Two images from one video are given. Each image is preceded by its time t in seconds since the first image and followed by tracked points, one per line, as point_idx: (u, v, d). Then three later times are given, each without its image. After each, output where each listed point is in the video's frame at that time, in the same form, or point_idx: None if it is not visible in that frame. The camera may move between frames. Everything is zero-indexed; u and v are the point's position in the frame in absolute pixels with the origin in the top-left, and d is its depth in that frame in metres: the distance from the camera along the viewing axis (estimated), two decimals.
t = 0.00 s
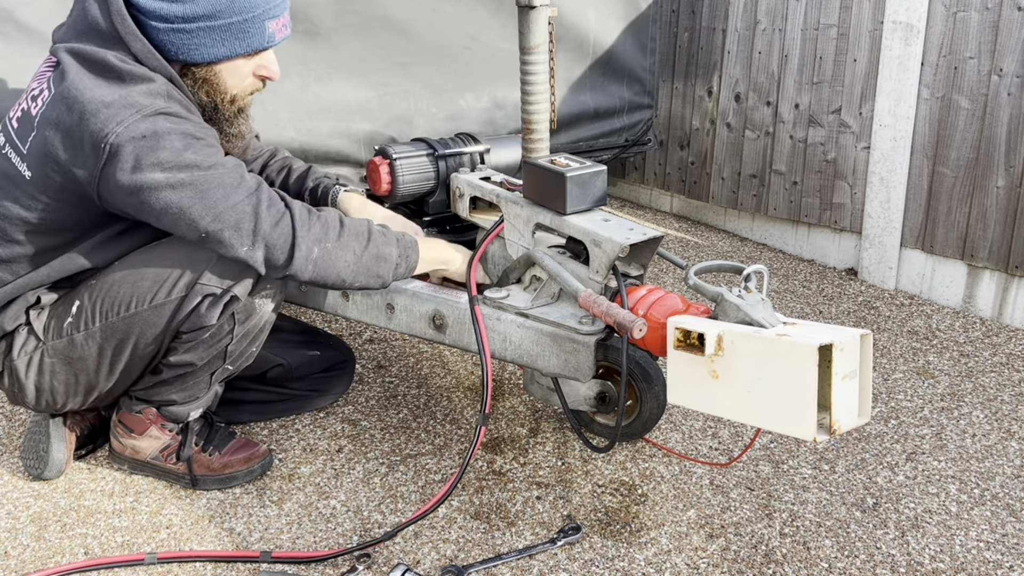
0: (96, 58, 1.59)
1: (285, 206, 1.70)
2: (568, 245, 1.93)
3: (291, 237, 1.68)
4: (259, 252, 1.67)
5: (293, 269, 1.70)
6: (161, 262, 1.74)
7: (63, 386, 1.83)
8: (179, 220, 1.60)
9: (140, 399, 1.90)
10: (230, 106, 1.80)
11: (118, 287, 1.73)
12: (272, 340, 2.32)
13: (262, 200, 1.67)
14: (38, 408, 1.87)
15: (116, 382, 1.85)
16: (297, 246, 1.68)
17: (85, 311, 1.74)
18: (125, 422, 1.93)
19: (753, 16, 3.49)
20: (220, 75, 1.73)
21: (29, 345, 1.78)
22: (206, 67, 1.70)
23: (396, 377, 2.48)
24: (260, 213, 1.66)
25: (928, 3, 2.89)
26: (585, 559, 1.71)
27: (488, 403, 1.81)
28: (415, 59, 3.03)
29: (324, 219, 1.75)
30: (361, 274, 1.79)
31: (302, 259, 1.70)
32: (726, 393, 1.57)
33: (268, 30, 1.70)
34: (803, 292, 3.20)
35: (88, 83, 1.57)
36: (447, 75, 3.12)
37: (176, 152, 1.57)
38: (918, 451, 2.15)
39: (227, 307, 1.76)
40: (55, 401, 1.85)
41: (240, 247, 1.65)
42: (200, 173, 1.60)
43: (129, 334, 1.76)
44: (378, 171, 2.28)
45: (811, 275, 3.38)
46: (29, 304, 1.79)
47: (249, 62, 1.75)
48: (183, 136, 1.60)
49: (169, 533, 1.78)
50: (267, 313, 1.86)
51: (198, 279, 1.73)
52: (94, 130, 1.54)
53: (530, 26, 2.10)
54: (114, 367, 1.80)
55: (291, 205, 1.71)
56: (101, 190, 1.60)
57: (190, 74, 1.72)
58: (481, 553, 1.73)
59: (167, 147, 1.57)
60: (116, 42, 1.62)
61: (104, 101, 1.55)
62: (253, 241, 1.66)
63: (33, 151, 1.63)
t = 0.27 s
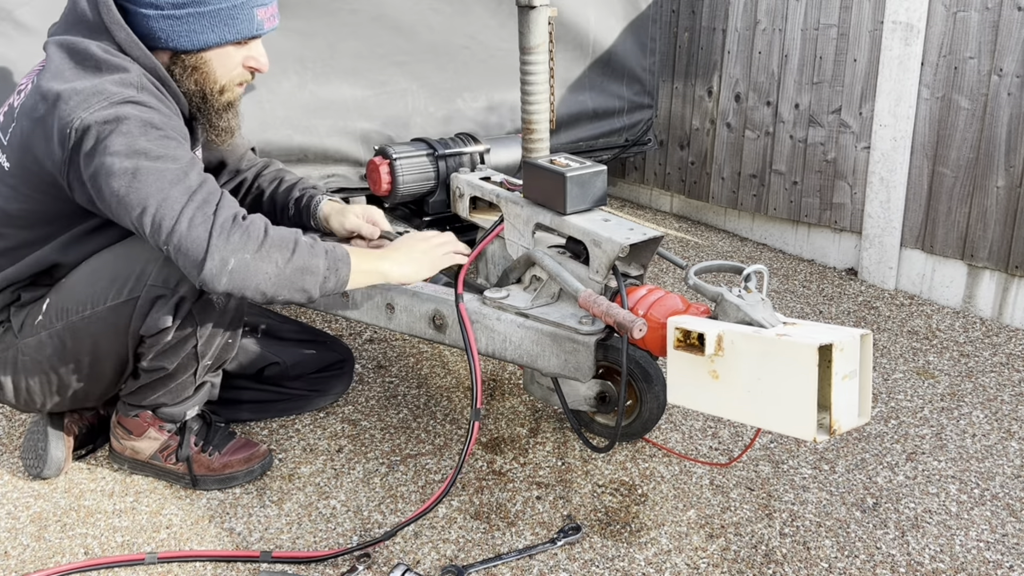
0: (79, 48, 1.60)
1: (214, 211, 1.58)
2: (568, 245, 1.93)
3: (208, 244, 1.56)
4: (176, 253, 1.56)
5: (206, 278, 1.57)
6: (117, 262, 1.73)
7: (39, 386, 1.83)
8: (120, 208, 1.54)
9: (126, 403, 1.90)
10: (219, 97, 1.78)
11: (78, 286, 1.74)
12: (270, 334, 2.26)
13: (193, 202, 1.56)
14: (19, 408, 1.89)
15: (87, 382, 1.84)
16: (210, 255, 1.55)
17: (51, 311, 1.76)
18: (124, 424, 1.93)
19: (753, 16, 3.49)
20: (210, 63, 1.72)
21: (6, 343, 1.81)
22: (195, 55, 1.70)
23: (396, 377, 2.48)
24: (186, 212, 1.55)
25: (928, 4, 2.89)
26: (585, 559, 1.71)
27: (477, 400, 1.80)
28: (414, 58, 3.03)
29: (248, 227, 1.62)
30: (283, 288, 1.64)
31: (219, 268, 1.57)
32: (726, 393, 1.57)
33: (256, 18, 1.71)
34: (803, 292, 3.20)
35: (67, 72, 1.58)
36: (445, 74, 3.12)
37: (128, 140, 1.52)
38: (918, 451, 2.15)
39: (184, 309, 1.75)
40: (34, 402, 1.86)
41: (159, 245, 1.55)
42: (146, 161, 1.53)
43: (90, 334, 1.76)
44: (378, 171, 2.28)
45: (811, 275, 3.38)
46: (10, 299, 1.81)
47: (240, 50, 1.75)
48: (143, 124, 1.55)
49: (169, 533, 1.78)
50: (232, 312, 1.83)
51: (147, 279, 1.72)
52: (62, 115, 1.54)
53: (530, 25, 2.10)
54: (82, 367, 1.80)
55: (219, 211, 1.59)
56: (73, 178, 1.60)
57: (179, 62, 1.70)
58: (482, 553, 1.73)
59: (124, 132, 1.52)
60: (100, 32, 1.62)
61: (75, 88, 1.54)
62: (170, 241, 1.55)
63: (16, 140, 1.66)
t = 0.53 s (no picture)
0: (65, 43, 1.59)
1: (233, 194, 1.59)
2: (567, 245, 1.93)
3: (232, 226, 1.57)
4: (201, 238, 1.58)
5: (235, 259, 1.58)
6: (126, 249, 1.73)
7: (44, 378, 1.82)
8: (127, 203, 1.56)
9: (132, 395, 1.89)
10: (211, 90, 1.78)
11: (86, 275, 1.73)
12: (272, 335, 2.33)
13: (208, 185, 1.57)
14: (24, 403, 1.88)
15: (96, 375, 1.85)
16: (235, 236, 1.56)
17: (58, 301, 1.74)
18: (125, 422, 1.92)
19: (753, 16, 3.49)
20: (200, 54, 1.72)
21: (11, 337, 1.79)
22: (185, 46, 1.70)
23: (396, 377, 2.48)
24: (205, 197, 1.56)
25: (928, 4, 2.89)
26: (585, 559, 1.71)
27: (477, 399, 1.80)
28: (413, 57, 3.03)
29: (271, 209, 1.62)
30: (311, 266, 1.64)
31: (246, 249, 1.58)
32: (726, 393, 1.57)
33: (245, 7, 1.70)
34: (803, 292, 3.20)
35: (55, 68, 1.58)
36: (445, 74, 3.12)
37: (125, 135, 1.53)
38: (917, 451, 2.15)
39: (197, 291, 1.74)
40: (39, 395, 1.85)
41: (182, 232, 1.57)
42: (147, 156, 1.54)
43: (101, 321, 1.75)
44: (378, 171, 2.28)
45: (811, 275, 3.38)
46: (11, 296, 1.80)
47: (230, 41, 1.75)
48: (135, 119, 1.55)
49: (169, 533, 1.78)
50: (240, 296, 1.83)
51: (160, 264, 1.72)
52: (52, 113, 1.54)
53: (530, 26, 2.11)
54: (91, 355, 1.80)
55: (239, 192, 1.59)
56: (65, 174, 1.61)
57: (169, 54, 1.71)
58: (482, 553, 1.73)
59: (118, 129, 1.53)
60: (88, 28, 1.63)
61: (63, 85, 1.55)
62: (194, 228, 1.57)
63: (10, 138, 1.67)
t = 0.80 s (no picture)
0: (64, 39, 1.60)
1: (224, 188, 1.58)
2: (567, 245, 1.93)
3: (221, 220, 1.56)
4: (190, 233, 1.56)
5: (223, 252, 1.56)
6: (122, 244, 1.73)
7: (42, 376, 1.82)
8: (121, 195, 1.55)
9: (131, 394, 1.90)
10: (208, 87, 1.78)
11: (82, 271, 1.73)
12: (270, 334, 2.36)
13: (200, 180, 1.56)
14: (20, 402, 1.88)
15: (94, 372, 1.84)
16: (224, 230, 1.55)
17: (55, 296, 1.74)
18: (124, 422, 1.92)
19: (753, 16, 3.49)
20: (198, 52, 1.73)
21: (7, 336, 1.79)
22: (183, 43, 1.70)
23: (396, 377, 2.48)
24: (195, 189, 1.55)
25: (928, 4, 2.89)
26: (585, 559, 1.71)
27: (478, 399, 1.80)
28: (413, 57, 3.03)
29: (262, 204, 1.61)
30: (298, 264, 1.62)
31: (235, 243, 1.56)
32: (726, 393, 1.57)
33: (245, 7, 1.70)
34: (803, 292, 3.20)
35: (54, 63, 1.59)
36: (445, 74, 3.12)
37: (123, 127, 1.52)
38: (917, 451, 2.15)
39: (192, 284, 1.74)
40: (35, 395, 1.85)
41: (174, 226, 1.56)
42: (144, 147, 1.53)
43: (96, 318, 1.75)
44: (378, 171, 2.27)
45: (811, 275, 3.38)
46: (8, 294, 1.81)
47: (229, 40, 1.76)
48: (133, 111, 1.55)
49: (169, 533, 1.78)
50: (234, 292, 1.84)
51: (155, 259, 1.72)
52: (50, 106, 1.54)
53: (530, 26, 2.11)
54: (88, 351, 1.79)
55: (231, 187, 1.58)
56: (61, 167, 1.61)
57: (168, 50, 1.71)
58: (482, 553, 1.73)
59: (116, 120, 1.52)
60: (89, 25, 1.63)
61: (62, 78, 1.55)
62: (183, 221, 1.55)
63: (8, 132, 1.67)
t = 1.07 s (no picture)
0: (64, 36, 1.62)
1: (187, 188, 1.55)
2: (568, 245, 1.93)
3: (188, 224, 1.54)
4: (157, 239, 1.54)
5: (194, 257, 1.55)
6: (109, 252, 1.73)
7: (31, 380, 1.82)
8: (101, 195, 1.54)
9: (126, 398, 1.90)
10: (212, 88, 1.77)
11: (69, 277, 1.73)
12: (268, 334, 2.30)
13: (166, 184, 1.53)
14: (12, 404, 1.88)
15: (81, 377, 1.83)
16: (191, 233, 1.53)
17: (42, 303, 1.74)
18: (123, 423, 1.93)
19: (753, 16, 3.48)
20: (204, 51, 1.72)
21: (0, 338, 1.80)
22: (190, 41, 1.70)
23: (396, 377, 2.48)
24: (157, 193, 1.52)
25: (928, 4, 2.89)
26: (585, 559, 1.71)
27: (478, 399, 1.80)
28: (414, 57, 3.03)
29: (226, 202, 1.59)
30: (272, 256, 1.63)
31: (204, 244, 1.55)
32: (726, 393, 1.57)
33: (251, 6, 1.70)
34: (803, 292, 3.20)
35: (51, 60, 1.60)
36: (445, 74, 3.13)
37: (102, 127, 1.52)
38: (917, 451, 2.15)
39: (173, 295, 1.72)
40: (26, 398, 1.85)
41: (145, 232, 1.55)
42: (121, 147, 1.52)
43: (82, 325, 1.74)
44: (378, 171, 2.27)
45: (811, 275, 3.38)
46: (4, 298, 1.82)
47: (235, 40, 1.75)
48: (115, 111, 1.54)
49: (169, 533, 1.78)
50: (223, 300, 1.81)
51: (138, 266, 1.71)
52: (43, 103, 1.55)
53: (530, 26, 2.10)
54: (74, 358, 1.78)
55: (194, 188, 1.56)
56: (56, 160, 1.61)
57: (174, 48, 1.70)
58: (482, 553, 1.73)
59: (96, 119, 1.52)
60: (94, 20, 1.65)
61: (54, 76, 1.56)
62: (149, 225, 1.53)
63: (8, 126, 1.67)
